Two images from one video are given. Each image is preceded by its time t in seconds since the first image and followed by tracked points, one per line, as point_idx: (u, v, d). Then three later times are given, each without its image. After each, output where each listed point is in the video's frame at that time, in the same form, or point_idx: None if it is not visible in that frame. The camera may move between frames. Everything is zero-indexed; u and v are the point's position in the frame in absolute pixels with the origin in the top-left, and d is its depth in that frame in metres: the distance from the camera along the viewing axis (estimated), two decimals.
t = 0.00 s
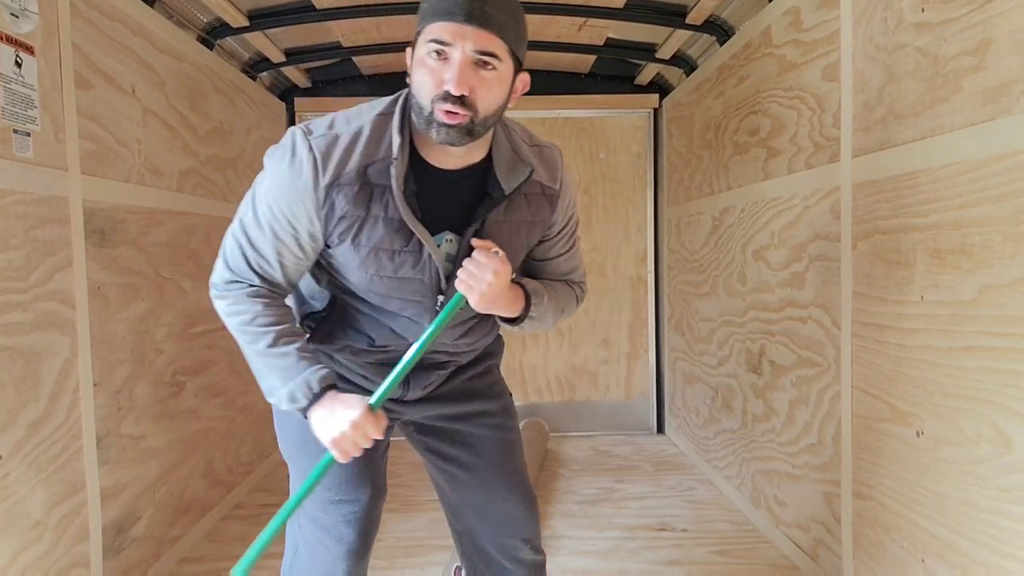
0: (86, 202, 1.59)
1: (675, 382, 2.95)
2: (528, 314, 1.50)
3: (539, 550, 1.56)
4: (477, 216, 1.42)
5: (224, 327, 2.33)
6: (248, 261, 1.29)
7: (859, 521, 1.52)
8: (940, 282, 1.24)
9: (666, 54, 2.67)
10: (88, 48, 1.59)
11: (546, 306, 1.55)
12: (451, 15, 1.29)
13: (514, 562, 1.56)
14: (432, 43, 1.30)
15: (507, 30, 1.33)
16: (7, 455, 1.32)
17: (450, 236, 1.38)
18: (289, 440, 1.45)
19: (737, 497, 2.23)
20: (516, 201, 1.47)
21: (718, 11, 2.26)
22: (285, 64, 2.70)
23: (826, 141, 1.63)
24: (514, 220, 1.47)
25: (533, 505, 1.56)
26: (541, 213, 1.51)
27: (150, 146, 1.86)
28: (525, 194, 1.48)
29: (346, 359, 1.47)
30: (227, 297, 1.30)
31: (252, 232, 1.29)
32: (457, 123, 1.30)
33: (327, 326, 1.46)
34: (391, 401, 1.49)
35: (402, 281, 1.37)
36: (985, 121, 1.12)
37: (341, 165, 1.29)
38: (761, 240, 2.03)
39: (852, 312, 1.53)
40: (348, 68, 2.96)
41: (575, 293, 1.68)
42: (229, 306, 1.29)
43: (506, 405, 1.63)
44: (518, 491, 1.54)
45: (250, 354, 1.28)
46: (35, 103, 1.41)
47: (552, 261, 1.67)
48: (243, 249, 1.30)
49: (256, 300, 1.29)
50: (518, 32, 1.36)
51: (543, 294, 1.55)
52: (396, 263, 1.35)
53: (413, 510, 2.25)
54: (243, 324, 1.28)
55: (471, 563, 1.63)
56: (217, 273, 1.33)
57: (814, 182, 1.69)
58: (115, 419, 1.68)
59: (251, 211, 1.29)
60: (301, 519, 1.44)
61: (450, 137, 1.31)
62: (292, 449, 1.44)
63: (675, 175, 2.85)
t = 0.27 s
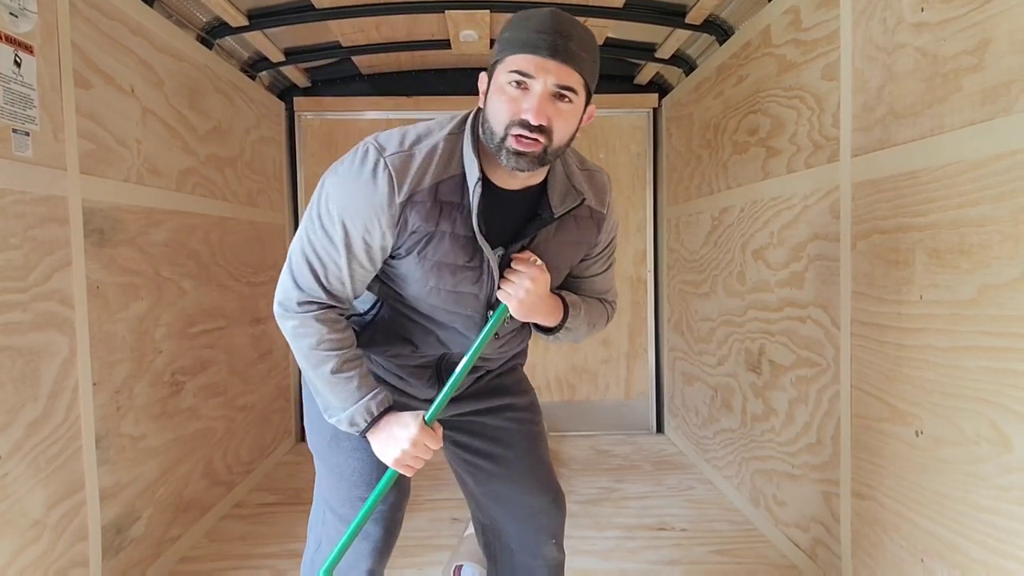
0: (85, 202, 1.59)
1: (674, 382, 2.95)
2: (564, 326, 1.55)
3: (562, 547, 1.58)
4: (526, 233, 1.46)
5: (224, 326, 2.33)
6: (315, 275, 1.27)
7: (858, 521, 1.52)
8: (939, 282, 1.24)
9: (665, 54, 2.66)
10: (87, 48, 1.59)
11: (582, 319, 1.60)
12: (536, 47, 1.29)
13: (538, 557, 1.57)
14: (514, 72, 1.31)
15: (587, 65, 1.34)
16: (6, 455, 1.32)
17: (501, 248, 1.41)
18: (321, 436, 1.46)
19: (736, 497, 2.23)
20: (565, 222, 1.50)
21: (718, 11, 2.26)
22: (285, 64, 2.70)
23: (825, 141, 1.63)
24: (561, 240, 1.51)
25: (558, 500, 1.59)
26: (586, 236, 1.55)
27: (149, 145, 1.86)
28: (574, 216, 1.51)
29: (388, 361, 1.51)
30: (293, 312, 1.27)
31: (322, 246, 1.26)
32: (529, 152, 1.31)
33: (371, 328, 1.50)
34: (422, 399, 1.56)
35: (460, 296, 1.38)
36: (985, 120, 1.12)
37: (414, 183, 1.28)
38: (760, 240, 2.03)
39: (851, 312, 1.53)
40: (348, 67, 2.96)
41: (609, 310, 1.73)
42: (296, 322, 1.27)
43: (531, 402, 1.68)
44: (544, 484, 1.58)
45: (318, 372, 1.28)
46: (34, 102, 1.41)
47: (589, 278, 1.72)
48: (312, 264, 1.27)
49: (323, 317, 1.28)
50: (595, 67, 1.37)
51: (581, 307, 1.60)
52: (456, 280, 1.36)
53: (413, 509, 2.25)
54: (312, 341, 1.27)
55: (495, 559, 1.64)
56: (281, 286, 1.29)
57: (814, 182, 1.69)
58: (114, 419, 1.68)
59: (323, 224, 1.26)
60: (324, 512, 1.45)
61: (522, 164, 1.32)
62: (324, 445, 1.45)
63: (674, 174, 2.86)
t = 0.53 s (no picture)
0: (85, 201, 1.59)
1: (674, 381, 2.95)
2: (569, 327, 1.55)
3: (560, 545, 1.57)
4: (539, 230, 1.45)
5: (223, 326, 2.33)
6: (331, 265, 1.26)
7: (857, 520, 1.53)
8: (939, 282, 1.24)
9: (665, 53, 2.66)
10: (86, 47, 1.58)
11: (587, 321, 1.60)
12: (559, 45, 1.30)
13: (535, 554, 1.56)
14: (537, 68, 1.31)
15: (609, 64, 1.35)
16: (6, 455, 1.32)
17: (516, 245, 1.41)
18: (326, 427, 1.46)
19: (735, 496, 2.23)
20: (576, 221, 1.50)
21: (718, 10, 2.26)
22: (285, 63, 2.70)
23: (825, 140, 1.63)
24: (571, 238, 1.51)
25: (557, 497, 1.58)
26: (596, 235, 1.55)
27: (149, 145, 1.86)
28: (585, 216, 1.51)
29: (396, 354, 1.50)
30: (308, 302, 1.26)
31: (339, 235, 1.26)
32: (549, 147, 1.31)
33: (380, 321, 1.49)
34: (426, 396, 1.56)
35: (472, 289, 1.38)
36: (985, 120, 1.12)
37: (433, 174, 1.29)
38: (760, 240, 2.03)
39: (851, 311, 1.53)
40: (347, 67, 2.96)
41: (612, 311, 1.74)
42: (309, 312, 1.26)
43: (532, 401, 1.69)
44: (543, 483, 1.57)
45: (328, 365, 1.27)
46: (34, 102, 1.41)
47: (594, 279, 1.72)
48: (329, 253, 1.26)
49: (337, 309, 1.26)
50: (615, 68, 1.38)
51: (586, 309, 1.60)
52: (469, 273, 1.36)
53: (412, 509, 2.25)
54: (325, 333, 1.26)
55: (492, 558, 1.63)
56: (297, 276, 1.28)
57: (814, 181, 1.69)
58: (114, 419, 1.68)
59: (342, 213, 1.26)
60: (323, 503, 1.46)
61: (541, 159, 1.32)
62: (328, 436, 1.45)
63: (674, 174, 2.86)
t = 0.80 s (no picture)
0: (85, 202, 1.59)
1: (673, 381, 2.95)
2: (563, 322, 1.54)
3: (553, 542, 1.57)
4: (531, 225, 1.45)
5: (222, 326, 2.33)
6: (321, 264, 1.25)
7: (857, 520, 1.53)
8: (939, 282, 1.24)
9: (665, 53, 2.66)
10: (86, 47, 1.58)
11: (581, 315, 1.60)
12: (542, 46, 1.29)
13: (529, 552, 1.56)
14: (520, 69, 1.31)
15: (591, 64, 1.35)
16: (5, 455, 1.32)
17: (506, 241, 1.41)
18: (315, 425, 1.45)
19: (735, 496, 2.23)
20: (567, 215, 1.50)
21: (717, 11, 2.26)
22: (285, 63, 2.70)
23: (825, 140, 1.63)
24: (563, 232, 1.51)
25: (550, 495, 1.58)
26: (587, 229, 1.55)
27: (149, 145, 1.86)
28: (576, 210, 1.51)
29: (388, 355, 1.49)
30: (298, 302, 1.25)
31: (329, 234, 1.25)
32: (533, 147, 1.32)
33: (371, 321, 1.48)
34: (418, 395, 1.56)
35: (464, 284, 1.39)
36: (985, 120, 1.12)
37: (422, 170, 1.29)
38: (760, 240, 2.03)
39: (851, 311, 1.52)
40: (347, 67, 2.96)
41: (605, 305, 1.73)
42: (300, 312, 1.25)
43: (523, 400, 1.69)
44: (536, 481, 1.57)
45: (321, 365, 1.26)
46: (34, 102, 1.41)
47: (587, 273, 1.71)
48: (319, 252, 1.25)
49: (328, 308, 1.26)
50: (598, 67, 1.38)
51: (579, 303, 1.59)
52: (461, 268, 1.36)
53: (412, 509, 2.25)
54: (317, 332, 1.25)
55: (485, 557, 1.63)
56: (285, 276, 1.27)
57: (814, 181, 1.69)
58: (114, 419, 1.68)
59: (330, 211, 1.25)
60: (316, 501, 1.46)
61: (526, 159, 1.33)
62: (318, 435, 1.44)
63: (674, 174, 2.85)
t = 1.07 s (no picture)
0: (85, 201, 1.59)
1: (673, 381, 2.95)
2: (553, 321, 1.55)
3: (547, 541, 1.57)
4: (519, 229, 1.46)
5: (222, 326, 2.33)
6: (309, 269, 1.26)
7: (857, 520, 1.52)
8: (939, 282, 1.24)
9: (665, 53, 2.66)
10: (86, 47, 1.58)
11: (570, 314, 1.60)
12: (527, 57, 1.28)
13: (523, 551, 1.56)
14: (506, 79, 1.30)
15: (578, 73, 1.34)
16: (5, 455, 1.32)
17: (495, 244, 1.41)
18: (307, 427, 1.45)
19: (735, 496, 2.23)
20: (555, 219, 1.51)
21: (717, 11, 2.26)
22: (285, 63, 2.70)
23: (825, 140, 1.63)
24: (551, 234, 1.52)
25: (543, 494, 1.58)
26: (575, 231, 1.55)
27: (148, 145, 1.86)
28: (564, 213, 1.52)
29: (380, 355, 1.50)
30: (287, 306, 1.26)
31: (315, 239, 1.25)
32: (519, 157, 1.33)
33: (361, 322, 1.48)
34: (410, 395, 1.56)
35: (452, 288, 1.39)
36: (985, 120, 1.12)
37: (409, 176, 1.29)
38: (760, 240, 2.03)
39: (851, 311, 1.52)
40: (347, 67, 2.96)
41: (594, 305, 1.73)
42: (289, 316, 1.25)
43: (515, 399, 1.70)
44: (529, 480, 1.58)
45: (312, 367, 1.26)
46: (34, 102, 1.41)
47: (576, 275, 1.71)
48: (306, 258, 1.26)
49: (317, 311, 1.26)
50: (585, 75, 1.38)
51: (568, 303, 1.60)
52: (449, 271, 1.37)
53: (411, 509, 2.25)
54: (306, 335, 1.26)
55: (478, 556, 1.63)
56: (273, 281, 1.27)
57: (814, 181, 1.69)
58: (114, 419, 1.68)
59: (317, 217, 1.26)
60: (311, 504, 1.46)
61: (512, 168, 1.34)
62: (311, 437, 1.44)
63: (674, 174, 2.85)
